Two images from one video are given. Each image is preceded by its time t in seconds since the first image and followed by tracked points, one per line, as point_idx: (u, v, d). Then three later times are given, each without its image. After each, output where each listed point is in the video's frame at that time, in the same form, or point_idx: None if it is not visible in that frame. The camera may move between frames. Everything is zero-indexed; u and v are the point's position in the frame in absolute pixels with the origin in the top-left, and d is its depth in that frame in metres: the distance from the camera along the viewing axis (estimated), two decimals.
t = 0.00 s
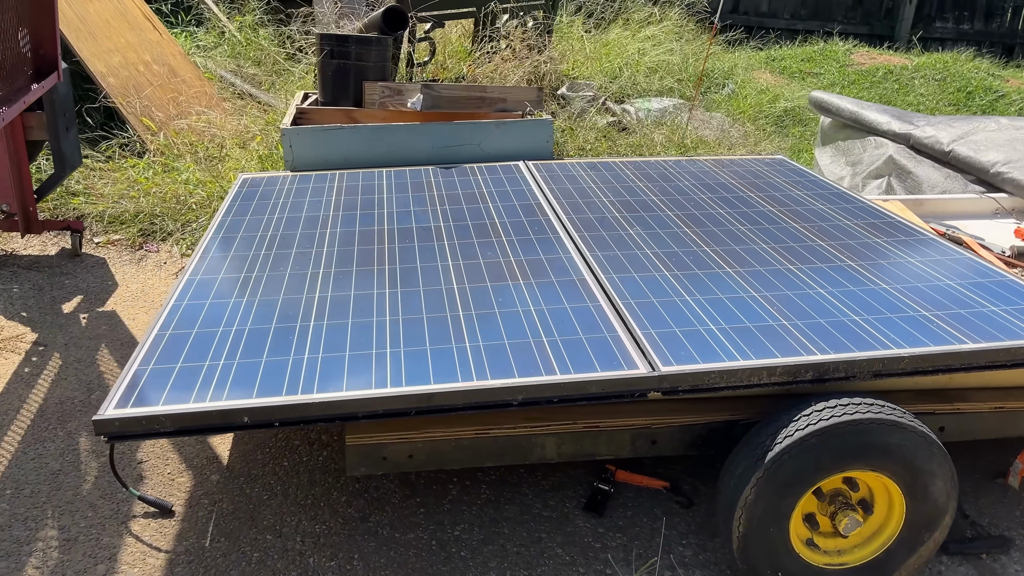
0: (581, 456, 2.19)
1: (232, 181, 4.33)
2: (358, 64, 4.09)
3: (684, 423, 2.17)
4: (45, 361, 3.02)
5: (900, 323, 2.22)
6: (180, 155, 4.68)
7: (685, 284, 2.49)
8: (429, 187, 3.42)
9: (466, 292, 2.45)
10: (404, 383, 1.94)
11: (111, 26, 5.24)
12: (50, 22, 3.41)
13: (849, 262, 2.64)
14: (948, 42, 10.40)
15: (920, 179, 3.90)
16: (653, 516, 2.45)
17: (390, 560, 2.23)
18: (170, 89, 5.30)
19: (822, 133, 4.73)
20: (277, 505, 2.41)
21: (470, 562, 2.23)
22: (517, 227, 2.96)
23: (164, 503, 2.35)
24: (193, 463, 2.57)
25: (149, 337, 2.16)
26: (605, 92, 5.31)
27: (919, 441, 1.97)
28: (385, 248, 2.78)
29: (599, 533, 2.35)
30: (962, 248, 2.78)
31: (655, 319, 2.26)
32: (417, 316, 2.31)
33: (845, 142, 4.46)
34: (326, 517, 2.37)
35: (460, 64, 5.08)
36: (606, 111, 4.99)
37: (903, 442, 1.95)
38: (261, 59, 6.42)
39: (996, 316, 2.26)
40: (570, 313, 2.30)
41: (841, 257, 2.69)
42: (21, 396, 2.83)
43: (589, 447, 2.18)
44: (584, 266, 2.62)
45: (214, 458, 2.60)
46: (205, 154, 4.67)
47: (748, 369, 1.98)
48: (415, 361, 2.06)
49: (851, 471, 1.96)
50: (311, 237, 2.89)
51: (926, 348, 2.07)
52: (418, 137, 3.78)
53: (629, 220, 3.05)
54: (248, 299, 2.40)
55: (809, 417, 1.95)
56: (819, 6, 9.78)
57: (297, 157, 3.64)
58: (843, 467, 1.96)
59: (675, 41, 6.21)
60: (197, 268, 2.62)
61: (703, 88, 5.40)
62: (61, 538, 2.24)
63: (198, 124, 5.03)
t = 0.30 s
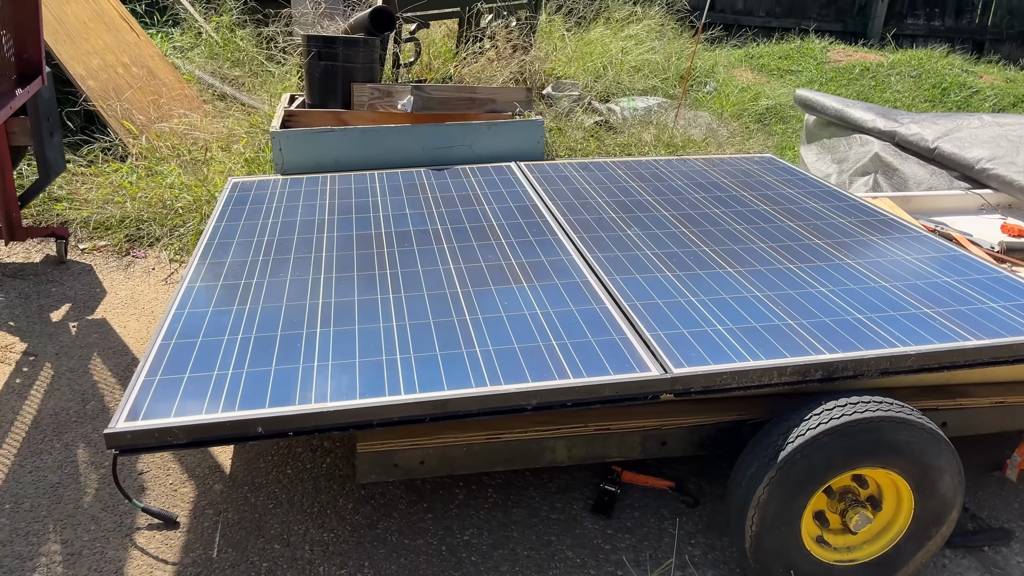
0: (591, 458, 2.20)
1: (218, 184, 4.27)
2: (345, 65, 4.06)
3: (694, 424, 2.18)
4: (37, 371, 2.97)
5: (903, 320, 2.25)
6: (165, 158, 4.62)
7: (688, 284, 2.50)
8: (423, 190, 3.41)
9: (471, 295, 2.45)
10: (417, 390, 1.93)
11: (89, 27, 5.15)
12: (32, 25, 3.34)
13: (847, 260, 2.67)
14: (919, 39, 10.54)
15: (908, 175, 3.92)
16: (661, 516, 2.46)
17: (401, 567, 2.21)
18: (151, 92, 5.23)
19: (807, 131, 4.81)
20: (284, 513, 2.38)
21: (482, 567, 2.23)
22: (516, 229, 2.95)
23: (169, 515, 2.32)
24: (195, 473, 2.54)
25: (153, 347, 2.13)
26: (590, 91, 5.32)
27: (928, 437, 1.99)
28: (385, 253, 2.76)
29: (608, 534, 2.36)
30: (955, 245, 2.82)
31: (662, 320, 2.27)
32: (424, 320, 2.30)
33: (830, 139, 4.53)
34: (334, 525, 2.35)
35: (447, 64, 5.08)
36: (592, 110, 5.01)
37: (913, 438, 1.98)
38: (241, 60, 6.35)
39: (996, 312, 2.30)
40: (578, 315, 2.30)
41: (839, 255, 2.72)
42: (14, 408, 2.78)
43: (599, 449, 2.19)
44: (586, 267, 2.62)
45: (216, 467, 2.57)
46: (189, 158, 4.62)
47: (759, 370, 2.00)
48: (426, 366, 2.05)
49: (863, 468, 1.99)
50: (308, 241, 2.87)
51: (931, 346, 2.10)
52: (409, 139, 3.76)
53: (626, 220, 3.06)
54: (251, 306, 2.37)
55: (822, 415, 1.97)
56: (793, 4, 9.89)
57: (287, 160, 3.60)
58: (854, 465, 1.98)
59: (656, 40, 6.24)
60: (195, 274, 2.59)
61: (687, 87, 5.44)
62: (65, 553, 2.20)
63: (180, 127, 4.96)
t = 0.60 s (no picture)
0: (600, 455, 2.20)
1: (207, 185, 4.23)
2: (336, 64, 4.03)
3: (702, 420, 2.20)
4: (32, 376, 2.92)
5: (906, 314, 2.28)
6: (152, 159, 4.57)
7: (691, 281, 2.51)
8: (419, 189, 3.40)
9: (476, 294, 2.45)
10: (430, 390, 1.92)
11: (71, 27, 5.08)
12: (19, 25, 3.28)
13: (845, 255, 2.70)
14: (896, 35, 10.66)
15: (896, 171, 3.98)
16: (667, 512, 2.47)
17: (411, 567, 2.20)
18: (135, 92, 5.17)
19: (795, 128, 4.86)
20: (291, 515, 2.37)
21: (492, 566, 2.22)
22: (515, 228, 2.95)
23: (175, 520, 2.30)
24: (199, 477, 2.52)
25: (159, 350, 2.10)
26: (578, 89, 5.33)
27: (934, 429, 2.02)
28: (385, 253, 2.75)
29: (616, 531, 2.37)
30: (950, 238, 2.86)
31: (669, 317, 2.28)
32: (431, 320, 2.29)
33: (818, 135, 4.58)
34: (342, 526, 2.34)
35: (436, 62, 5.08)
36: (581, 108, 5.02)
37: (920, 431, 2.01)
38: (224, 59, 6.30)
39: (995, 304, 2.33)
40: (584, 313, 2.30)
41: (838, 250, 2.75)
42: (10, 414, 2.73)
43: (609, 447, 2.20)
44: (588, 265, 2.63)
45: (220, 471, 2.55)
46: (176, 158, 4.57)
47: (768, 365, 2.01)
48: (437, 366, 2.05)
49: (872, 460, 2.01)
50: (307, 242, 2.85)
51: (935, 338, 2.12)
52: (403, 138, 3.75)
53: (624, 218, 3.07)
54: (255, 308, 2.35)
55: (831, 409, 1.99)
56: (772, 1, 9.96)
57: (280, 160, 3.57)
58: (863, 457, 2.00)
59: (641, 37, 6.26)
60: (196, 276, 2.56)
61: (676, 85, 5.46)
62: (70, 560, 2.17)
63: (165, 128, 4.91)
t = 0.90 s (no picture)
0: (610, 451, 2.21)
1: (198, 187, 4.19)
2: (328, 64, 4.02)
3: (710, 415, 2.22)
4: (28, 382, 2.89)
5: (908, 308, 2.31)
6: (140, 161, 4.52)
7: (695, 278, 2.53)
8: (416, 188, 3.39)
9: (482, 293, 2.45)
10: (444, 389, 1.92)
11: (54, 28, 5.01)
12: (8, 25, 3.23)
13: (844, 250, 2.73)
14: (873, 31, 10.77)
15: (885, 167, 4.07)
16: (674, 507, 2.49)
17: (423, 567, 2.20)
18: (120, 92, 5.12)
19: (784, 125, 4.91)
20: (299, 517, 2.36)
21: (504, 564, 2.23)
22: (516, 226, 2.96)
23: (182, 523, 2.28)
24: (204, 480, 2.50)
25: (167, 353, 2.08)
26: (567, 87, 5.35)
27: (941, 420, 2.05)
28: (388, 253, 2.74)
29: (625, 527, 2.38)
30: (945, 233, 2.90)
31: (676, 314, 2.29)
32: (440, 319, 2.29)
33: (807, 132, 4.64)
34: (351, 527, 2.33)
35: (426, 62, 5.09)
36: (570, 106, 5.03)
37: (927, 422, 2.04)
38: (209, 59, 6.24)
39: (995, 297, 2.37)
40: (592, 310, 2.31)
41: (837, 245, 2.78)
42: (8, 420, 2.70)
43: (619, 443, 2.21)
44: (592, 263, 2.64)
45: (225, 473, 2.54)
46: (165, 159, 4.53)
47: (778, 359, 2.03)
48: (448, 365, 2.05)
49: (880, 452, 2.03)
50: (308, 242, 2.83)
51: (939, 332, 2.15)
52: (397, 138, 3.74)
53: (623, 215, 3.08)
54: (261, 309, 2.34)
55: (840, 402, 2.01)
56: None
57: (273, 160, 3.55)
58: (871, 450, 2.03)
59: (627, 35, 6.29)
60: (198, 278, 2.54)
61: (664, 82, 5.48)
62: (78, 566, 2.15)
63: (152, 129, 4.86)
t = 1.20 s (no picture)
0: (622, 451, 2.23)
1: (190, 190, 4.16)
2: (322, 65, 4.00)
3: (720, 414, 2.24)
4: (28, 389, 2.86)
5: (912, 305, 2.34)
6: (130, 164, 4.49)
7: (700, 277, 2.55)
8: (414, 190, 3.39)
9: (490, 295, 2.45)
10: (461, 392, 1.93)
11: (41, 30, 4.95)
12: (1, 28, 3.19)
13: (843, 248, 2.77)
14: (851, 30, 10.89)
15: (876, 165, 4.11)
16: (682, 505, 2.51)
17: (437, 568, 2.21)
18: (108, 94, 5.07)
19: (774, 124, 4.96)
20: (310, 521, 2.36)
21: (517, 564, 2.24)
22: (518, 227, 2.96)
23: (193, 530, 2.27)
24: (213, 486, 2.49)
25: (179, 359, 2.07)
26: (557, 87, 5.37)
27: (947, 416, 2.09)
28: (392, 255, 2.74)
29: (635, 525, 2.40)
30: (941, 230, 2.94)
31: (685, 313, 2.31)
32: (450, 321, 2.29)
33: (797, 130, 4.70)
34: (363, 531, 2.33)
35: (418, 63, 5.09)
36: (561, 106, 5.05)
37: (934, 418, 2.07)
38: (195, 61, 6.20)
39: (995, 294, 2.41)
40: (602, 311, 2.33)
41: (837, 243, 2.81)
42: (9, 428, 2.67)
43: (630, 443, 2.23)
44: (597, 264, 2.65)
45: (233, 479, 2.53)
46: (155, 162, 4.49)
47: (788, 358, 2.05)
48: (463, 368, 2.05)
49: (889, 447, 2.07)
50: (311, 246, 2.83)
51: (944, 329, 2.19)
52: (394, 139, 3.74)
53: (624, 215, 3.10)
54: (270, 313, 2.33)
55: (850, 399, 2.04)
56: None
57: (269, 163, 3.54)
58: (881, 445, 2.06)
59: (615, 35, 6.32)
60: (203, 283, 2.52)
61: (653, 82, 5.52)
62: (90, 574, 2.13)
63: (141, 132, 4.82)
